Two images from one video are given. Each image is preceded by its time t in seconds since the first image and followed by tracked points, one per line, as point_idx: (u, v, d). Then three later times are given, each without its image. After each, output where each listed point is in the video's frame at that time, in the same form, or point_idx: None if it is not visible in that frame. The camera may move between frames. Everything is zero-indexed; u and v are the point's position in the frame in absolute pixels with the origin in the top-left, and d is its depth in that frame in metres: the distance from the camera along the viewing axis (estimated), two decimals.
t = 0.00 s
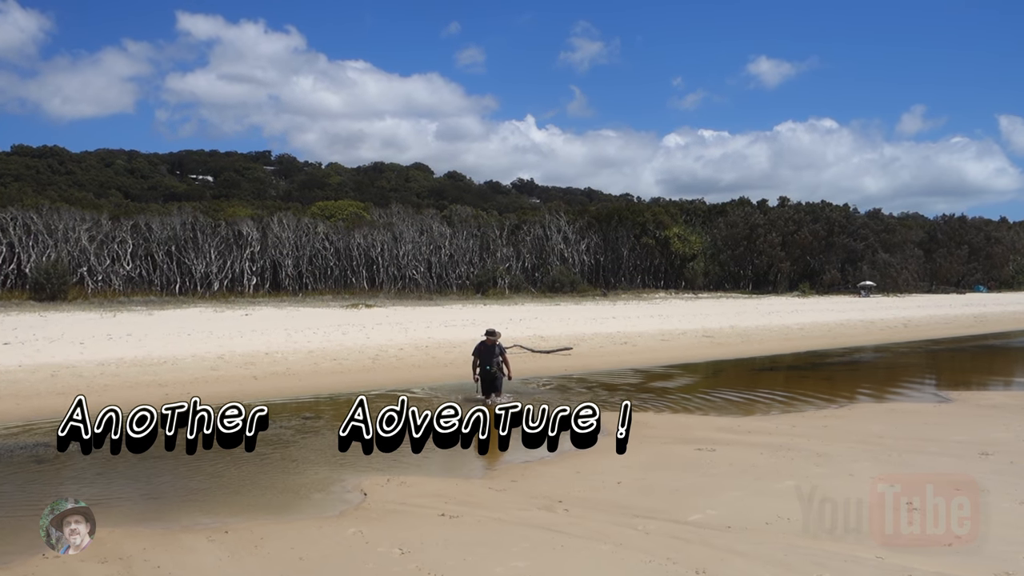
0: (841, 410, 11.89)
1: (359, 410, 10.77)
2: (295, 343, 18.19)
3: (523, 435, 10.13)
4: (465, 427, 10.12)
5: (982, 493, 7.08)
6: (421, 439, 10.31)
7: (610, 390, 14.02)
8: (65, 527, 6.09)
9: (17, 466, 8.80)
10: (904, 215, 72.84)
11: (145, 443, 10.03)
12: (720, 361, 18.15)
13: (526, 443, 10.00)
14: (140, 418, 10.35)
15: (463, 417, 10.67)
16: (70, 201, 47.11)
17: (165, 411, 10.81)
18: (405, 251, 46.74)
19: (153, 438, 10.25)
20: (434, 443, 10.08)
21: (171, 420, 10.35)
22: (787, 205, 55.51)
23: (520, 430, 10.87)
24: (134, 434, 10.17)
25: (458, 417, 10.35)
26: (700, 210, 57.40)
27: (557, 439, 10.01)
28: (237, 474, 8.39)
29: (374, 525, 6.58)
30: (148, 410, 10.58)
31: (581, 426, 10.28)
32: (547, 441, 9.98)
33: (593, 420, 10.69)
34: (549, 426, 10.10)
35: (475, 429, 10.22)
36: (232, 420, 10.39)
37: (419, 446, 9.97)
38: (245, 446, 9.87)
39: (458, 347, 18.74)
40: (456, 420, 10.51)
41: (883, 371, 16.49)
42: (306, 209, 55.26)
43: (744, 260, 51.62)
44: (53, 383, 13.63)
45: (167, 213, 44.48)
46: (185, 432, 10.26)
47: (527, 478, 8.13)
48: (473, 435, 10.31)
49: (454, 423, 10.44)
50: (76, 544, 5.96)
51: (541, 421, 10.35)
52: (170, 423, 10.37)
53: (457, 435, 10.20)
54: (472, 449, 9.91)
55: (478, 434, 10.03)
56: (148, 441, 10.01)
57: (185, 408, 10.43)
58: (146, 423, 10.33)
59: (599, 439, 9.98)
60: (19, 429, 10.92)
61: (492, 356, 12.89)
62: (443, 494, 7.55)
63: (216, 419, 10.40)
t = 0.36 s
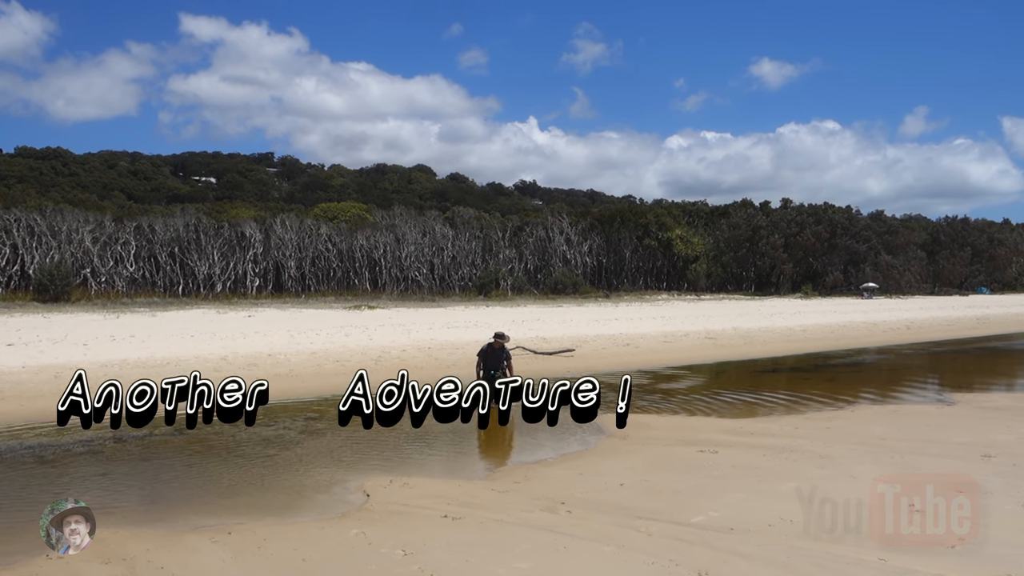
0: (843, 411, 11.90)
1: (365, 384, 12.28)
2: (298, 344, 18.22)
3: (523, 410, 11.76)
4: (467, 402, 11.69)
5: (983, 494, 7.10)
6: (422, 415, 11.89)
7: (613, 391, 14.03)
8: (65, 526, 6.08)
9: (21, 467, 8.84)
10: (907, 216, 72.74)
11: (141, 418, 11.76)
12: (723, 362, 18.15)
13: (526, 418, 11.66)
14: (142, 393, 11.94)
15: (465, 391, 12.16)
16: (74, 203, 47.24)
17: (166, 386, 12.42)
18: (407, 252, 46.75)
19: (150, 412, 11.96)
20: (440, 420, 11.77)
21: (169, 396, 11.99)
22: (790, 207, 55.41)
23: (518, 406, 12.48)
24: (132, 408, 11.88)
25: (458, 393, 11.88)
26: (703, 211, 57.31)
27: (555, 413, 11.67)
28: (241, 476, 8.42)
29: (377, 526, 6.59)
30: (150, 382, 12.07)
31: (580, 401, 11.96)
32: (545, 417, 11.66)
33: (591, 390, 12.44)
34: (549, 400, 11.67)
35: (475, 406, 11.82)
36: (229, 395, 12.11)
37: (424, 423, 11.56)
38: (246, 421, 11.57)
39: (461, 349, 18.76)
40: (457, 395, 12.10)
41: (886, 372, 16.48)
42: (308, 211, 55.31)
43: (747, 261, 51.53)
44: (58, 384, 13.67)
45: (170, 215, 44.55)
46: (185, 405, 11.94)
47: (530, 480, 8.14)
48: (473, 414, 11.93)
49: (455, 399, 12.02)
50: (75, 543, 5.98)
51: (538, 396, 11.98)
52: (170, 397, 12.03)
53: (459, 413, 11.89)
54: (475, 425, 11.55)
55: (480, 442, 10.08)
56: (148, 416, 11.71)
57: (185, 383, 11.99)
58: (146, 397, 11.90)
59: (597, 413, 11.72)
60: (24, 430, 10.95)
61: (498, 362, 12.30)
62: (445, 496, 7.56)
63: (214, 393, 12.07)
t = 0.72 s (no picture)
0: (847, 412, 11.90)
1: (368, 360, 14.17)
2: (302, 345, 18.26)
3: (526, 384, 13.59)
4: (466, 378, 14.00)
5: (985, 495, 7.09)
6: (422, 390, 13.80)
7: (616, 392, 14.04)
8: (64, 526, 6.09)
9: (26, 467, 8.87)
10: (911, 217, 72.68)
11: (142, 390, 13.50)
12: (726, 363, 18.15)
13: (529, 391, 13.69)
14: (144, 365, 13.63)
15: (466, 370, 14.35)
16: (80, 204, 47.44)
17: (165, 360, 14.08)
18: (411, 253, 46.79)
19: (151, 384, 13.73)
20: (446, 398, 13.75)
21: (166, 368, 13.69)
22: (794, 207, 55.33)
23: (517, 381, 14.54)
24: (133, 381, 13.62)
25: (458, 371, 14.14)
26: (707, 212, 57.22)
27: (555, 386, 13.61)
28: (244, 476, 8.43)
29: (381, 527, 6.60)
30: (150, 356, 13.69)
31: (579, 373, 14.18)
32: (547, 391, 13.73)
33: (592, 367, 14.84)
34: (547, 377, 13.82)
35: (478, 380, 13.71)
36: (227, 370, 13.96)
37: (425, 397, 13.95)
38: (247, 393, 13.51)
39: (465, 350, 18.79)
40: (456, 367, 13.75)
41: (890, 374, 16.48)
42: (312, 212, 55.40)
43: (751, 262, 51.46)
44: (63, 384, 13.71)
45: (175, 215, 44.64)
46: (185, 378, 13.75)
47: (534, 481, 8.14)
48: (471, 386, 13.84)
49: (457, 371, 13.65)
50: (74, 542, 5.99)
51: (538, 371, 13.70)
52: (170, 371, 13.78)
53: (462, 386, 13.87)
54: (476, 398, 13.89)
55: (483, 442, 10.12)
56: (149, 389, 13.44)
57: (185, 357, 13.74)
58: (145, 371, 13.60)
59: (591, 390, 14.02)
60: (29, 430, 10.98)
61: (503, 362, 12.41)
62: (448, 496, 7.57)
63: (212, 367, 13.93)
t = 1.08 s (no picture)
0: (852, 413, 11.88)
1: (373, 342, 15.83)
2: (306, 346, 18.28)
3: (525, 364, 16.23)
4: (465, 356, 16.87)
5: (987, 495, 7.07)
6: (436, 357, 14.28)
7: (621, 393, 14.05)
8: (64, 526, 5.99)
9: (32, 467, 8.92)
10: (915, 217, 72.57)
11: (142, 364, 15.29)
12: (731, 364, 18.16)
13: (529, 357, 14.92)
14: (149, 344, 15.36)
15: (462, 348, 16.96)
16: (85, 205, 47.52)
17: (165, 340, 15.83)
18: (414, 254, 46.78)
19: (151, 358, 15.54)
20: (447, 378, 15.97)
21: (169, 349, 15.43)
22: (799, 208, 55.17)
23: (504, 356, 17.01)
24: (134, 356, 15.36)
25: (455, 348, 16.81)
26: (710, 213, 57.10)
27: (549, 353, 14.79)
28: (248, 477, 8.43)
29: (385, 527, 6.62)
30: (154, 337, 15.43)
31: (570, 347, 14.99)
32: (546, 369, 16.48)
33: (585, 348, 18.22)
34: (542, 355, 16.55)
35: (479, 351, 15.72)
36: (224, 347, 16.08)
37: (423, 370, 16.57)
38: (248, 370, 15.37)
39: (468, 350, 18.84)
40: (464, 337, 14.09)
41: (895, 374, 16.46)
42: (316, 213, 55.48)
43: (756, 263, 51.37)
44: (69, 385, 13.77)
45: (180, 216, 44.77)
46: (185, 355, 15.67)
47: (537, 481, 8.16)
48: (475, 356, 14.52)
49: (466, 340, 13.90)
50: (76, 543, 5.92)
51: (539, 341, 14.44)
52: (168, 348, 15.61)
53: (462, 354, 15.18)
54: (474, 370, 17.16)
55: (487, 443, 10.15)
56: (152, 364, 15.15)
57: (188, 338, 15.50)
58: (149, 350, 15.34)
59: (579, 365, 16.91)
60: (36, 430, 11.03)
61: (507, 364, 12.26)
62: (453, 497, 7.56)
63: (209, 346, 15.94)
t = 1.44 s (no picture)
0: (856, 412, 11.85)
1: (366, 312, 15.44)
2: (309, 346, 18.31)
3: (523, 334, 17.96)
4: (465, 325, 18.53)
5: (987, 495, 7.05)
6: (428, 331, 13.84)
7: (623, 392, 14.06)
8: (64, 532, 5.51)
9: (36, 468, 8.94)
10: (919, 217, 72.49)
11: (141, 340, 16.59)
12: (733, 363, 18.18)
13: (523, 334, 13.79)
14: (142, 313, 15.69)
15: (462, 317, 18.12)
16: (89, 206, 47.62)
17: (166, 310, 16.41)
18: (417, 255, 46.79)
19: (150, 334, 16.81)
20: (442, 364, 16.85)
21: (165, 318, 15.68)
22: (802, 207, 55.07)
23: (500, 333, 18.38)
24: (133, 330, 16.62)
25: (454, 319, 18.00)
26: (714, 213, 57.04)
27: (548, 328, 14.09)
28: (251, 478, 8.43)
29: (389, 528, 6.60)
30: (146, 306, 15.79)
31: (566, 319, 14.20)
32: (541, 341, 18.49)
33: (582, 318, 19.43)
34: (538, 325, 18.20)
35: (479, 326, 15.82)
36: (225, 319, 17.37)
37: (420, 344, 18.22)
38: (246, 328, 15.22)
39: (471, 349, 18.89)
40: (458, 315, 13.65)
41: (899, 373, 16.44)
42: (319, 214, 55.50)
43: (759, 262, 51.31)
44: (72, 386, 13.80)
45: (183, 217, 44.82)
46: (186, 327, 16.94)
47: (540, 481, 8.15)
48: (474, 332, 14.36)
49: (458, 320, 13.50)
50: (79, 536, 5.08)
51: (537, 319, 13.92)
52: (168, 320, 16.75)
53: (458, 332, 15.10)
54: (474, 344, 19.37)
55: (494, 444, 10.07)
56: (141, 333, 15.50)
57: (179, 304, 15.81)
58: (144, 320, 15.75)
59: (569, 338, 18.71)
60: (40, 431, 11.06)
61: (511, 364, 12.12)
62: (456, 497, 7.56)
63: (209, 317, 17.25)
